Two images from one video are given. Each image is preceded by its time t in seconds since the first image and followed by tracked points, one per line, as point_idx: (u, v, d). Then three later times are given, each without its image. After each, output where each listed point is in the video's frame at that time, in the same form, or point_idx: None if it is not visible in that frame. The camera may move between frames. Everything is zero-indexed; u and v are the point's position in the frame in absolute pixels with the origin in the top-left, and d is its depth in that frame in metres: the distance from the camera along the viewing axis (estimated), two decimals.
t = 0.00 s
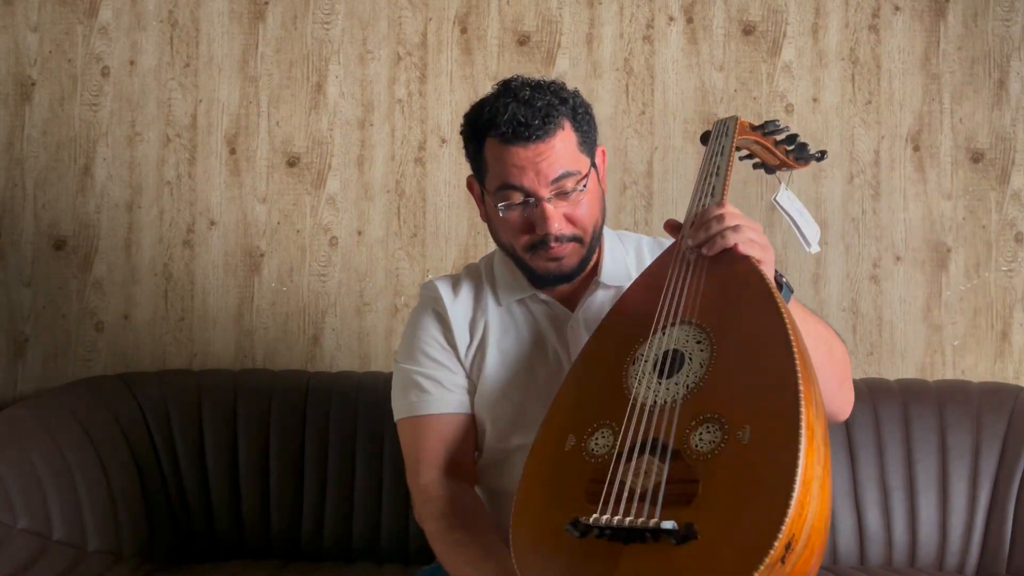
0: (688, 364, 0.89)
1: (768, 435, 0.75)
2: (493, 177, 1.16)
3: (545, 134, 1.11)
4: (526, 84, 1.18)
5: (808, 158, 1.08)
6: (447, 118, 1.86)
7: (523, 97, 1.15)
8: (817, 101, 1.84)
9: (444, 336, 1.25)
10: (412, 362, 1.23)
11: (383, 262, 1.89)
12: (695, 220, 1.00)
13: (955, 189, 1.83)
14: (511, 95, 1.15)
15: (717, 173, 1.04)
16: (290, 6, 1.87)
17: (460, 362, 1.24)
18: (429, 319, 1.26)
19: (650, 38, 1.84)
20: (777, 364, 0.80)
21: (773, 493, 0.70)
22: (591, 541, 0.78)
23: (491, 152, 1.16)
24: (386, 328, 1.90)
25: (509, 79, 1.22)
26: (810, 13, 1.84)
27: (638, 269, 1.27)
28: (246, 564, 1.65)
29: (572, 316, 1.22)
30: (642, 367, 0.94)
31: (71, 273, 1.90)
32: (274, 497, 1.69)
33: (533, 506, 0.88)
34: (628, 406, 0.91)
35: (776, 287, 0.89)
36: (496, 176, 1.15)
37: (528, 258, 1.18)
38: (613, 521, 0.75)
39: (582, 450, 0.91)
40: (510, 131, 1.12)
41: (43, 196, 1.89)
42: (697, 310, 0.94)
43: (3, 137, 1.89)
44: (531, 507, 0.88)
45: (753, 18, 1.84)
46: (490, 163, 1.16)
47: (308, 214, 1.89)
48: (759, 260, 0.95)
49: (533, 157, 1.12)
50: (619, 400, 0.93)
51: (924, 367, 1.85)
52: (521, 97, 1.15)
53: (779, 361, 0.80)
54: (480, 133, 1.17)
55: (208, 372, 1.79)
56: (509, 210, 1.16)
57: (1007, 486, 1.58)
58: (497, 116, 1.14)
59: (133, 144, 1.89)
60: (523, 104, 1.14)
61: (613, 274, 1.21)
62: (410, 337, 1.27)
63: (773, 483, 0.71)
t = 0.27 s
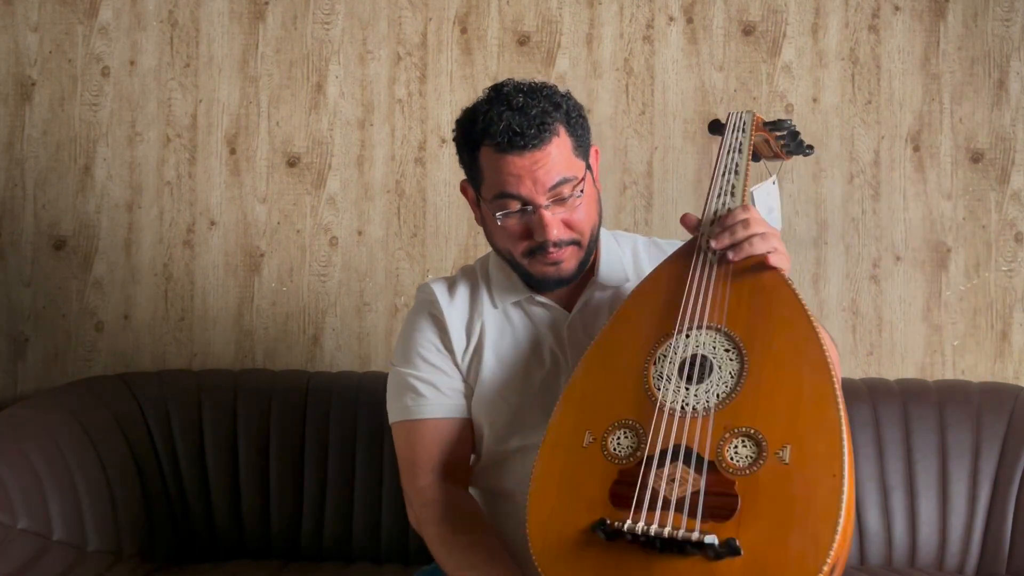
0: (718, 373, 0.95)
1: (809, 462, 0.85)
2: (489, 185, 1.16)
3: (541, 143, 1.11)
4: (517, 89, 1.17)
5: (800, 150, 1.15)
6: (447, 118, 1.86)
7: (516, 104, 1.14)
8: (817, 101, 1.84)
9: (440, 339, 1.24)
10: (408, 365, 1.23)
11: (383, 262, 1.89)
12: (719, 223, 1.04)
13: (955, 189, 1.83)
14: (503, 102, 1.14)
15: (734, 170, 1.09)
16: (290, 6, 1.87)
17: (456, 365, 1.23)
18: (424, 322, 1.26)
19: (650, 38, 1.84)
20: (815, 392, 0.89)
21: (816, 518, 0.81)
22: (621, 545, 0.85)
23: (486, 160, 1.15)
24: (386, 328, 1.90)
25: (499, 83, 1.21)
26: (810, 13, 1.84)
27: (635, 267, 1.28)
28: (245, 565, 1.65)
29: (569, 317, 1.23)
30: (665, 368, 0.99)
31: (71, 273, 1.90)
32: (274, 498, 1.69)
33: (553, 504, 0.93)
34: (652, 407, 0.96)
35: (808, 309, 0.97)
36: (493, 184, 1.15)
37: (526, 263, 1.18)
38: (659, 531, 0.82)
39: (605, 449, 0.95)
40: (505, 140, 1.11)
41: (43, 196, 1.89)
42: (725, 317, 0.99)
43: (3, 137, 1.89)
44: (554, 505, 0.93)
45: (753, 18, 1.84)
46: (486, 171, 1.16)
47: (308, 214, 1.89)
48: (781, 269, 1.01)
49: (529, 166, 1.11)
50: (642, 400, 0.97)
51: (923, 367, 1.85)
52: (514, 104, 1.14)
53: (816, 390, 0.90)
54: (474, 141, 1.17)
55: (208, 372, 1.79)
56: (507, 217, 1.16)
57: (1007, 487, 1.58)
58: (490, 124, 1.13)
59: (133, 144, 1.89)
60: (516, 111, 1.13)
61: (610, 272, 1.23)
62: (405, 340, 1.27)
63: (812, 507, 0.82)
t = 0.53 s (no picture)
0: (736, 383, 0.96)
1: (831, 476, 0.88)
2: (490, 190, 1.16)
3: (541, 147, 1.11)
4: (516, 93, 1.17)
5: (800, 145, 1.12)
6: (447, 118, 1.86)
7: (516, 108, 1.14)
8: (817, 102, 1.84)
9: (439, 341, 1.24)
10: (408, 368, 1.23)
11: (383, 262, 1.89)
12: (731, 230, 1.04)
13: (955, 189, 1.83)
14: (503, 106, 1.15)
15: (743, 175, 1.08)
16: (290, 6, 1.87)
17: (456, 368, 1.23)
18: (424, 324, 1.26)
19: (650, 38, 1.84)
20: (834, 405, 0.92)
21: (837, 531, 0.85)
22: (644, 555, 0.88)
23: (487, 165, 1.15)
24: (386, 327, 1.90)
25: (498, 87, 1.21)
26: (810, 13, 1.84)
27: (633, 266, 1.28)
28: (245, 565, 1.65)
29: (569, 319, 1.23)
30: (681, 376, 0.99)
31: (71, 273, 1.90)
32: (274, 498, 1.69)
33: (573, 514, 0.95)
34: (670, 417, 0.97)
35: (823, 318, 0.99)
36: (494, 189, 1.15)
37: (528, 267, 1.18)
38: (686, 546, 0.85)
39: (623, 458, 0.97)
40: (506, 145, 1.11)
41: (43, 196, 1.89)
42: (741, 326, 0.99)
43: (4, 137, 1.89)
44: (574, 514, 0.95)
45: (753, 18, 1.84)
46: (487, 176, 1.16)
47: (308, 214, 1.89)
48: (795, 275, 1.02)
49: (530, 170, 1.12)
50: (659, 409, 0.98)
51: (923, 367, 1.86)
52: (514, 109, 1.14)
53: (835, 402, 0.92)
54: (474, 145, 1.17)
55: (208, 372, 1.79)
56: (509, 222, 1.16)
57: (1007, 486, 1.58)
58: (491, 129, 1.13)
59: (133, 144, 1.89)
60: (516, 116, 1.13)
61: (609, 273, 1.23)
62: (404, 342, 1.27)
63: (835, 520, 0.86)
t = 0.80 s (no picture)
0: (726, 382, 0.96)
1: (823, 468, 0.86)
2: (488, 192, 1.16)
3: (540, 149, 1.11)
4: (514, 95, 1.17)
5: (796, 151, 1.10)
6: (447, 118, 1.86)
7: (514, 110, 1.14)
8: (817, 102, 1.84)
9: (440, 343, 1.24)
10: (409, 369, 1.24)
11: (383, 262, 1.89)
12: (718, 231, 1.04)
13: (955, 189, 1.83)
14: (501, 108, 1.15)
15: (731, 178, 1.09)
16: (290, 6, 1.87)
17: (456, 369, 1.23)
18: (425, 325, 1.26)
19: (650, 38, 1.84)
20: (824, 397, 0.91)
21: (831, 523, 0.83)
22: (640, 557, 0.87)
23: (485, 167, 1.15)
24: (386, 328, 1.90)
25: (496, 89, 1.21)
26: (809, 13, 1.84)
27: (634, 265, 1.28)
28: (245, 565, 1.66)
29: (570, 320, 1.23)
30: (672, 378, 1.00)
31: (71, 273, 1.90)
32: (274, 497, 1.69)
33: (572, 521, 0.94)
34: (662, 418, 0.97)
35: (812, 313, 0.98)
36: (492, 191, 1.15)
37: (527, 269, 1.18)
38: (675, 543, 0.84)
39: (619, 462, 0.96)
40: (505, 147, 1.11)
41: (43, 196, 1.89)
42: (730, 327, 1.00)
43: (4, 137, 1.89)
44: (572, 521, 0.94)
45: (753, 18, 1.84)
46: (485, 179, 1.16)
47: (308, 214, 1.89)
48: (785, 274, 1.02)
49: (529, 172, 1.12)
50: (652, 412, 0.98)
51: (923, 367, 1.85)
52: (512, 111, 1.14)
53: (825, 394, 0.91)
54: (473, 148, 1.17)
55: (208, 372, 1.79)
56: (507, 224, 1.16)
57: (1007, 486, 1.58)
58: (489, 131, 1.13)
59: (133, 144, 1.89)
60: (514, 118, 1.13)
61: (610, 273, 1.23)
62: (405, 343, 1.27)
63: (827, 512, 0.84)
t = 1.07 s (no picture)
0: (717, 380, 0.96)
1: (812, 465, 0.87)
2: (488, 192, 1.16)
3: (539, 148, 1.11)
4: (512, 95, 1.17)
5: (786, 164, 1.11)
6: (447, 118, 1.86)
7: (513, 110, 1.14)
8: (817, 102, 1.84)
9: (439, 344, 1.24)
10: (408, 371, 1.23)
11: (383, 262, 1.89)
12: (713, 233, 1.04)
13: (955, 189, 1.83)
14: (499, 108, 1.15)
15: (726, 181, 1.09)
16: (290, 6, 1.87)
17: (455, 370, 1.24)
18: (424, 326, 1.26)
19: (650, 38, 1.84)
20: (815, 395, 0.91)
21: (819, 520, 0.83)
22: (628, 552, 0.86)
23: (484, 167, 1.15)
24: (386, 328, 1.90)
25: (494, 89, 1.21)
26: (809, 13, 1.84)
27: (633, 266, 1.28)
28: (246, 565, 1.66)
29: (570, 320, 1.23)
30: (663, 375, 1.00)
31: (71, 273, 1.90)
32: (274, 497, 1.69)
33: (559, 516, 0.94)
34: (652, 415, 0.97)
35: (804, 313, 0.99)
36: (491, 191, 1.15)
37: (526, 269, 1.18)
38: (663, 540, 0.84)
39: (607, 458, 0.96)
40: (504, 147, 1.11)
41: (43, 196, 1.89)
42: (722, 325, 1.00)
43: (3, 137, 1.89)
44: (559, 515, 0.94)
45: (753, 18, 1.84)
46: (484, 179, 1.16)
47: (308, 214, 1.89)
48: (778, 274, 1.02)
49: (528, 172, 1.12)
50: (642, 408, 0.98)
51: (923, 367, 1.86)
52: (511, 110, 1.14)
53: (814, 392, 0.92)
54: (471, 148, 1.17)
55: (208, 372, 1.79)
56: (507, 224, 1.15)
57: (1007, 486, 1.58)
58: (487, 131, 1.13)
59: (133, 144, 1.89)
60: (513, 118, 1.13)
61: (609, 273, 1.24)
62: (404, 344, 1.27)
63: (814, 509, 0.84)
